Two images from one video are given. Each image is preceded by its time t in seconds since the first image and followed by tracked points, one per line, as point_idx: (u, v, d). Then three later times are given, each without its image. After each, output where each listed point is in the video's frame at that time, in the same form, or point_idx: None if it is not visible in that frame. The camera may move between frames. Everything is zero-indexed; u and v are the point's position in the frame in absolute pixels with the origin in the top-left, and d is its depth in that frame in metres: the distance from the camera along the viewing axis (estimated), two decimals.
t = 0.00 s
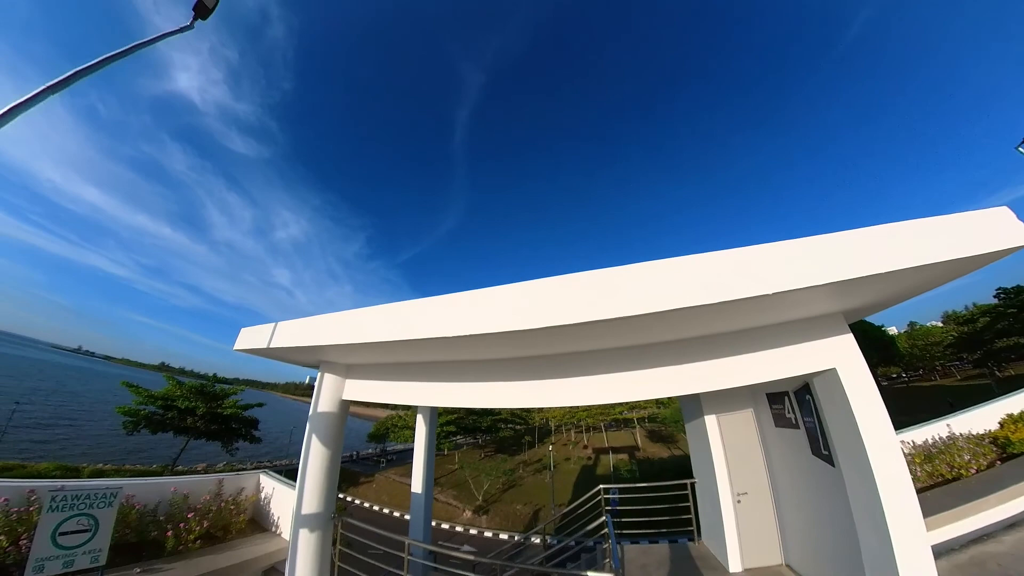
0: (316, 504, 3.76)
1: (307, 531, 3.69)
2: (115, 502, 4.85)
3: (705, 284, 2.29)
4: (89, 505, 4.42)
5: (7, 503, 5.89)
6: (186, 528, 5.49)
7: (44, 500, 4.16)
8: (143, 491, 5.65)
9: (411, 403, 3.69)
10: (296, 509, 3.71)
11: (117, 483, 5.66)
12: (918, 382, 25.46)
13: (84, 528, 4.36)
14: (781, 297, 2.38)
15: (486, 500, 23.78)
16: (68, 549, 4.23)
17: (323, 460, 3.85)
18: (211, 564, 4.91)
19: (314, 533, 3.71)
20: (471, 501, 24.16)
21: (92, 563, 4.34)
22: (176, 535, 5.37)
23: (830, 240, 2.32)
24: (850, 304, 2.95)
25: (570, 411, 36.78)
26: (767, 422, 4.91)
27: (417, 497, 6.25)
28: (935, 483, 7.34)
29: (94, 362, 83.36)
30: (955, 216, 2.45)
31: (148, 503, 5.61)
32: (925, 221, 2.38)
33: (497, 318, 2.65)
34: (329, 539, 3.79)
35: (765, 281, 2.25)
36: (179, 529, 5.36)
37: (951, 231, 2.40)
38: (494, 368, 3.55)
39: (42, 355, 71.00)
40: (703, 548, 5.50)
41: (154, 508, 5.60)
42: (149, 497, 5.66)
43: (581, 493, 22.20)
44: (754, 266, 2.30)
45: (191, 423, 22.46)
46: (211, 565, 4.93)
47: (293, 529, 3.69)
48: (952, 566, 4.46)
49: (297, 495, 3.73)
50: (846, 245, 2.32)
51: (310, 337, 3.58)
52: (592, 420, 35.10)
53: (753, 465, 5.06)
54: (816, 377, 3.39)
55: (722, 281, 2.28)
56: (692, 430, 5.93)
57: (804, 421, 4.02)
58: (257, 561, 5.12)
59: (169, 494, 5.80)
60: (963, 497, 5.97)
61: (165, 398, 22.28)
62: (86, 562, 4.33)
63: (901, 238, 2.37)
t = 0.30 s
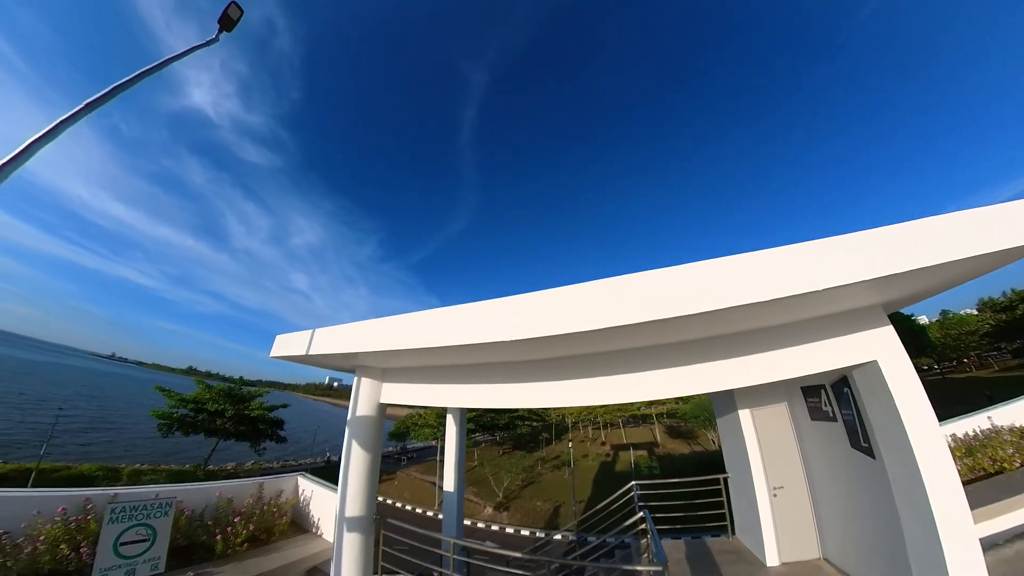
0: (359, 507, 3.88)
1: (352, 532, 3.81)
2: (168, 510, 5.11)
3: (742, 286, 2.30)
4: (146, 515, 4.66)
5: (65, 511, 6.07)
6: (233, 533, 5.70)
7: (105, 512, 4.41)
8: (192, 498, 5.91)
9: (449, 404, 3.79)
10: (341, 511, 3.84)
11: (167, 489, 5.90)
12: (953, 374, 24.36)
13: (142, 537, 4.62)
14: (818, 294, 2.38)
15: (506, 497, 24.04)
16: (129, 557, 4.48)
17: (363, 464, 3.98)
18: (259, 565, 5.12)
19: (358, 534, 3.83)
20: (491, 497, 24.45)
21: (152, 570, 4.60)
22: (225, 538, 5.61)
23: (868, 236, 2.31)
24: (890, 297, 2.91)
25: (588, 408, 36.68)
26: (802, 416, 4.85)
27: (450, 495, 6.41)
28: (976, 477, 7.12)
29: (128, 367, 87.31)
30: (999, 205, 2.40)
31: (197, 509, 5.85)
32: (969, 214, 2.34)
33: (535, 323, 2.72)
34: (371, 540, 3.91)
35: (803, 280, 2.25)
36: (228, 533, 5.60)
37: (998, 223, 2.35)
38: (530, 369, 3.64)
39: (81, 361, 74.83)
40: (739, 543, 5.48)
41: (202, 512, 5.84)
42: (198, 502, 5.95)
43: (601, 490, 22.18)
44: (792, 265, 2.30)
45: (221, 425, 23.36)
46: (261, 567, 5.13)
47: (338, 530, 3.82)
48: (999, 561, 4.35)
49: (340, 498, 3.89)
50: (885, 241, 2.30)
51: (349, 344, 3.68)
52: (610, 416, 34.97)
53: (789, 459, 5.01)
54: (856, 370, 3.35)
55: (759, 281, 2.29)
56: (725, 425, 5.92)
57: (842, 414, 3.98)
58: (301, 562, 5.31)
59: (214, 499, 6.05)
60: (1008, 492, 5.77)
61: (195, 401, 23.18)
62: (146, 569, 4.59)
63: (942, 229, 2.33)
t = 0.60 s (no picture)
0: (402, 503, 3.99)
1: (397, 528, 3.92)
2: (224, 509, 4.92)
3: (772, 283, 2.39)
4: (206, 517, 4.43)
5: (125, 513, 6.15)
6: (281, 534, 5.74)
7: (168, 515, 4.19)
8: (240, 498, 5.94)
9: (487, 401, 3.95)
10: (385, 508, 3.96)
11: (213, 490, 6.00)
12: (989, 364, 23.33)
13: (203, 538, 4.40)
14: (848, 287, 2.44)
15: (526, 492, 24.27)
16: (191, 558, 4.29)
17: (404, 460, 4.11)
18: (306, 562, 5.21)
19: (402, 530, 3.93)
20: (512, 493, 24.72)
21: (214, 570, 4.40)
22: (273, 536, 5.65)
23: (898, 230, 2.36)
24: (924, 287, 2.93)
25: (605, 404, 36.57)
26: (835, 407, 4.85)
27: (481, 491, 6.58)
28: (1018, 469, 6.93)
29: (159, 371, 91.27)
30: None
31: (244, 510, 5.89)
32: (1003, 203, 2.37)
33: (571, 323, 2.85)
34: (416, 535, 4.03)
35: (832, 275, 2.32)
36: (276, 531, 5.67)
37: None
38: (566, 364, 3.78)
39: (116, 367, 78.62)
40: (773, 535, 5.49)
41: (249, 511, 5.88)
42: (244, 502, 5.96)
43: (621, 486, 22.13)
44: (822, 261, 2.37)
45: (249, 425, 24.30)
46: (307, 565, 5.20)
47: (383, 526, 3.94)
48: None
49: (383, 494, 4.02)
50: (915, 235, 2.35)
51: (391, 345, 3.79)
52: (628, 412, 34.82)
53: (822, 449, 5.02)
54: (891, 359, 3.37)
55: (790, 277, 2.37)
56: (757, 417, 5.94)
57: (876, 404, 3.99)
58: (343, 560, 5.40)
59: (260, 499, 6.06)
60: None
61: (224, 403, 24.18)
62: (208, 568, 4.39)
63: (975, 219, 2.36)
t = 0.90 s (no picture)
0: (442, 501, 4.17)
1: (438, 524, 4.09)
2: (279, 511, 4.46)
3: (799, 284, 2.48)
4: (263, 520, 4.02)
5: (179, 517, 6.03)
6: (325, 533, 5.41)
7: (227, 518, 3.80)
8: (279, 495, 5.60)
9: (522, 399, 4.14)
10: (427, 505, 4.13)
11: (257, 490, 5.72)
12: None
13: (263, 540, 4.00)
14: (876, 284, 2.51)
15: (546, 489, 24.44)
16: (252, 560, 3.88)
17: (444, 459, 4.27)
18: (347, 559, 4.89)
19: (444, 526, 4.11)
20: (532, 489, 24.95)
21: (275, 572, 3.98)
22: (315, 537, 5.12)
23: (926, 228, 2.41)
24: (962, 277, 2.93)
25: (623, 401, 36.43)
26: (868, 399, 4.84)
27: (512, 487, 6.81)
28: None
29: (188, 375, 94.85)
30: None
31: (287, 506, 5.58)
32: None
33: (605, 327, 3.02)
34: (456, 530, 4.20)
35: (860, 274, 2.40)
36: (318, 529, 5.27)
37: None
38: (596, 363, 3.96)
39: (148, 372, 82.06)
40: (807, 529, 5.49)
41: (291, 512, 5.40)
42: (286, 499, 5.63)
43: (642, 482, 22.04)
44: (848, 261, 2.45)
45: (276, 425, 25.15)
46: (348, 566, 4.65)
47: (425, 523, 4.11)
48: None
49: (423, 491, 4.18)
50: (944, 232, 2.39)
51: (431, 350, 3.90)
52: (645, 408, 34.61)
53: (855, 442, 5.02)
54: (926, 350, 3.39)
55: (817, 278, 2.46)
56: (788, 410, 5.94)
57: (912, 396, 3.98)
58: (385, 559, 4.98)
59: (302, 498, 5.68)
60: None
61: (252, 405, 25.16)
62: (269, 571, 3.97)
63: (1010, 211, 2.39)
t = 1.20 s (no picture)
0: (481, 499, 4.31)
1: (478, 522, 4.24)
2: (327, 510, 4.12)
3: (816, 283, 2.59)
4: (315, 519, 3.66)
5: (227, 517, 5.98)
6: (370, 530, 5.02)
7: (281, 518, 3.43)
8: (318, 494, 5.36)
9: (552, 396, 4.32)
10: (467, 503, 4.28)
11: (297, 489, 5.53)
12: None
13: (316, 540, 3.66)
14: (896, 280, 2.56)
15: (565, 485, 24.52)
16: (307, 560, 3.55)
17: (482, 458, 4.40)
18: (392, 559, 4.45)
19: (484, 524, 4.25)
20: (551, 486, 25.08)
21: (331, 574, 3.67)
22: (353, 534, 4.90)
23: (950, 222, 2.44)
24: (1003, 264, 2.90)
25: (640, 397, 36.15)
26: (904, 389, 4.79)
27: (542, 482, 6.98)
28: None
29: (214, 377, 98.34)
30: None
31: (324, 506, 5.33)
32: None
33: (630, 326, 3.18)
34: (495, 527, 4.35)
35: (874, 271, 2.48)
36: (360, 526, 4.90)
37: None
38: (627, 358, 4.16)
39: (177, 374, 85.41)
40: (842, 521, 5.47)
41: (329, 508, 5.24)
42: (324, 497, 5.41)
43: (662, 479, 21.87)
44: (861, 261, 2.54)
45: (301, 424, 25.90)
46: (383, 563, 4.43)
47: (465, 520, 4.26)
48: None
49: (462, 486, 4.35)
50: (967, 227, 2.42)
51: (468, 350, 4.04)
52: (664, 403, 34.24)
53: (891, 433, 4.97)
54: (964, 338, 3.37)
55: (829, 276, 2.56)
56: (822, 401, 5.91)
57: (950, 385, 3.93)
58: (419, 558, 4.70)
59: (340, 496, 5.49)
60: None
61: (278, 405, 26.01)
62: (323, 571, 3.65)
63: None
